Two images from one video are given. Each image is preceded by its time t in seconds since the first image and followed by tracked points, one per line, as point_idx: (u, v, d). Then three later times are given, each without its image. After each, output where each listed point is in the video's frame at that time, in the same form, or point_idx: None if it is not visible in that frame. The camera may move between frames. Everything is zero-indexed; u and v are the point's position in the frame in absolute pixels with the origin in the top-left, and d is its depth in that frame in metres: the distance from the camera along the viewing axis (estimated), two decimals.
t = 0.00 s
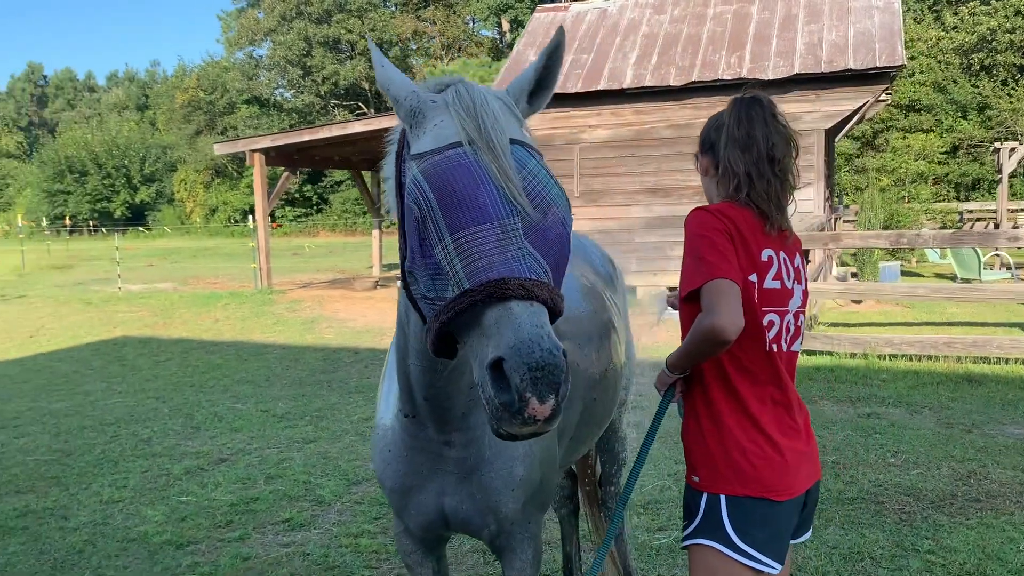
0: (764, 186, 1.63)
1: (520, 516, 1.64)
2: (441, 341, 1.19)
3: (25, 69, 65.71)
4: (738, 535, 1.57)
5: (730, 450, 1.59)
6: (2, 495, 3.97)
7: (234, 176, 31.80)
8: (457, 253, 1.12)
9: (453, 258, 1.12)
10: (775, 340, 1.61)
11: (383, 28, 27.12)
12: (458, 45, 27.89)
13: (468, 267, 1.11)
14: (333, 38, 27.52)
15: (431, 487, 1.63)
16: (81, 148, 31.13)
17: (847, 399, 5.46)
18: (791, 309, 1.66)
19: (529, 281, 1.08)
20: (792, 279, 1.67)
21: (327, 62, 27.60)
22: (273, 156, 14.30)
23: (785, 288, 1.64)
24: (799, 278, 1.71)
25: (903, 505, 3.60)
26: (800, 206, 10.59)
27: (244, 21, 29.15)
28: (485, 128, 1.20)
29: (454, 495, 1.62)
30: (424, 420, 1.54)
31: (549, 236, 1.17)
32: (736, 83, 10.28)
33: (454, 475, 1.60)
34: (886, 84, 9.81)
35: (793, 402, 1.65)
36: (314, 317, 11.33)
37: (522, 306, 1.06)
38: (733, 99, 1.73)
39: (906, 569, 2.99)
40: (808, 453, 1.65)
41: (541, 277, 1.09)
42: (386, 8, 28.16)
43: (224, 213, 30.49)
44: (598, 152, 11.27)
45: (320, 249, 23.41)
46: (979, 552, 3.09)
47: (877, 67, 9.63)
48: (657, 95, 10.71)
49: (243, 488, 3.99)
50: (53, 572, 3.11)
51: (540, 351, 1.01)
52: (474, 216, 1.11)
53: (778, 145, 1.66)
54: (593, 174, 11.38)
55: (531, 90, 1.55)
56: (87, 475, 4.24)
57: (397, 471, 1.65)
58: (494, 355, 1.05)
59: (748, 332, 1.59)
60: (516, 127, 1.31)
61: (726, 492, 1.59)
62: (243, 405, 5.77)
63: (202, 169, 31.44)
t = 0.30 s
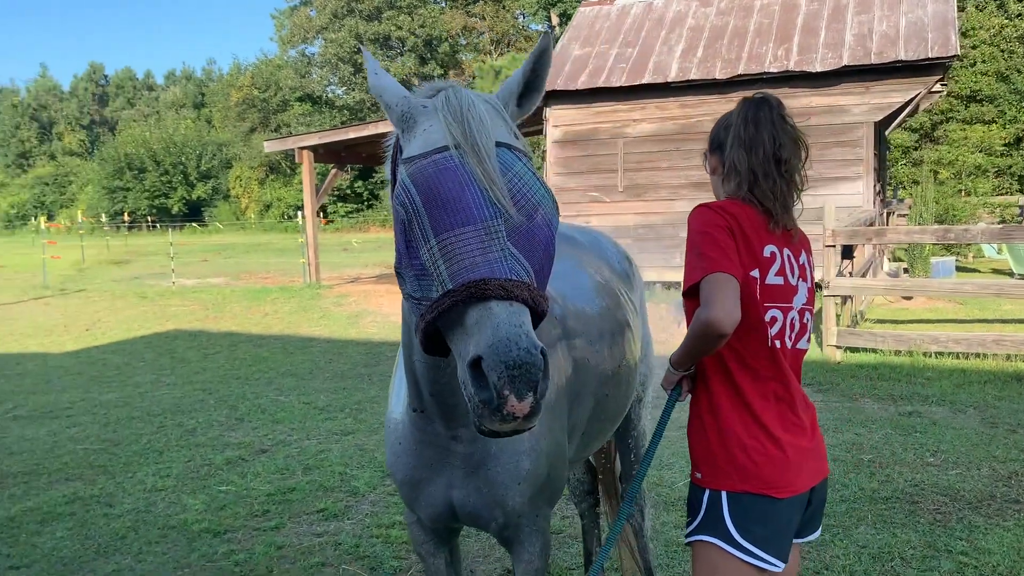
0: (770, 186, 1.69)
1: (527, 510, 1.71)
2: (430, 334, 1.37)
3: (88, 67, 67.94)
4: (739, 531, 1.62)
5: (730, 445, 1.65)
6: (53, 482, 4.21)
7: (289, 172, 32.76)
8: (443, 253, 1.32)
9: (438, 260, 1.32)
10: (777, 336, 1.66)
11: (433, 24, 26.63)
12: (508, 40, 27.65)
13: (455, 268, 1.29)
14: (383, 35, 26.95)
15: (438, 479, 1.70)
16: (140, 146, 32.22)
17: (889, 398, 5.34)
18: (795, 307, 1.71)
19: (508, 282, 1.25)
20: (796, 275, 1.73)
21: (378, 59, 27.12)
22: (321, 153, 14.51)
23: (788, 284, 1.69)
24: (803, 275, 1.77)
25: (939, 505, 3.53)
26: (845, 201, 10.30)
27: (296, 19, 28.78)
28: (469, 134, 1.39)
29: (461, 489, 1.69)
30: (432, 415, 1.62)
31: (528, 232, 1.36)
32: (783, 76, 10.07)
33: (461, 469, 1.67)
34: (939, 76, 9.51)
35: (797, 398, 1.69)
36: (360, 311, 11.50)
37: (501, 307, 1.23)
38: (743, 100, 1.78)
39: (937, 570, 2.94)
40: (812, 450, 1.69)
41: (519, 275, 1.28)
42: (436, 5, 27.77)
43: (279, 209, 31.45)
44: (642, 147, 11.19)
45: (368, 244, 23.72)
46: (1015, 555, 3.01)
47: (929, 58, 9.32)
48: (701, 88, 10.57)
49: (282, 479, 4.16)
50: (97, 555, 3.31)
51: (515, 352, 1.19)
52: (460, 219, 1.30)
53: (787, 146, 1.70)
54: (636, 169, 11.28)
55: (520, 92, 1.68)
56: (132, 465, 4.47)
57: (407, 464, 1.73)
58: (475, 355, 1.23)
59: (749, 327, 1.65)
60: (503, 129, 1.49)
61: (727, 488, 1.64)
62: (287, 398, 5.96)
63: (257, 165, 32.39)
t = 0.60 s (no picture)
0: (775, 176, 1.70)
1: (531, 498, 1.76)
2: (425, 326, 1.42)
3: (119, 69, 69.08)
4: (743, 520, 1.63)
5: (735, 432, 1.66)
6: (82, 475, 4.35)
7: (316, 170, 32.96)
8: (439, 247, 1.36)
9: (433, 252, 1.37)
10: (781, 324, 1.67)
11: (459, 21, 26.53)
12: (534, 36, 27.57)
13: (449, 260, 1.34)
14: (410, 32, 27.01)
15: (444, 468, 1.76)
16: (170, 146, 32.81)
17: (913, 391, 5.27)
18: (799, 295, 1.72)
19: (501, 275, 1.30)
20: (800, 264, 1.74)
21: (405, 56, 27.25)
22: (347, 151, 14.64)
23: (792, 272, 1.70)
24: (807, 264, 1.78)
25: (960, 499, 3.49)
26: (871, 194, 10.19)
27: (323, 18, 29.03)
28: (464, 127, 1.44)
29: (465, 477, 1.75)
30: (436, 404, 1.68)
31: (522, 224, 1.41)
32: (809, 67, 9.94)
33: (466, 458, 1.73)
34: (968, 65, 9.34)
35: (802, 385, 1.70)
36: (386, 306, 11.59)
37: (493, 299, 1.28)
38: (748, 91, 1.78)
39: (956, 564, 2.91)
40: (817, 439, 1.69)
41: (513, 268, 1.32)
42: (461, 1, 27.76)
43: (307, 207, 31.87)
44: (666, 141, 11.12)
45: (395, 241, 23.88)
46: None
47: (957, 48, 9.14)
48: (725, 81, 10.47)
49: (304, 472, 4.25)
50: (123, 546, 3.42)
51: (507, 344, 1.23)
52: (455, 213, 1.35)
53: (791, 136, 1.71)
54: (660, 164, 11.22)
55: (518, 86, 1.72)
56: (158, 458, 4.59)
57: (413, 453, 1.80)
58: (467, 346, 1.27)
59: (752, 316, 1.66)
60: (499, 124, 1.54)
61: (730, 476, 1.65)
62: (311, 392, 6.07)
63: (285, 164, 32.76)
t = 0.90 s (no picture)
0: (780, 174, 1.70)
1: (533, 492, 1.79)
2: (426, 323, 1.45)
3: (134, 69, 69.70)
4: (749, 512, 1.64)
5: (739, 424, 1.67)
6: (94, 470, 4.41)
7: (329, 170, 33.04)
8: (438, 245, 1.38)
9: (433, 249, 1.39)
10: (783, 319, 1.69)
11: (471, 21, 26.50)
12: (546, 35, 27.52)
13: (448, 258, 1.36)
14: (422, 33, 27.04)
15: (448, 462, 1.79)
16: (184, 146, 33.08)
17: (923, 390, 5.25)
18: (802, 288, 1.73)
19: (499, 273, 1.32)
20: (803, 258, 1.74)
21: (417, 56, 27.28)
22: (358, 150, 14.70)
23: (794, 265, 1.71)
24: (812, 257, 1.78)
25: (969, 497, 3.48)
26: (882, 193, 10.13)
27: (335, 19, 29.10)
28: (464, 126, 1.46)
29: (468, 470, 1.77)
30: (440, 399, 1.71)
31: (520, 223, 1.43)
32: (820, 66, 9.89)
33: (469, 452, 1.76)
34: (981, 63, 9.27)
35: (805, 378, 1.70)
36: (396, 305, 11.63)
37: (492, 297, 1.30)
38: (755, 92, 1.79)
39: (964, 562, 2.91)
40: (821, 431, 1.70)
41: (512, 266, 1.34)
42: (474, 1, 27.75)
43: (319, 207, 31.99)
44: (677, 140, 11.10)
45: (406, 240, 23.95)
46: None
47: (971, 46, 9.07)
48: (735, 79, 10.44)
49: (314, 468, 4.29)
50: (134, 540, 3.47)
51: (504, 340, 1.25)
52: (455, 210, 1.37)
53: (796, 137, 1.71)
54: (671, 162, 11.20)
55: (519, 84, 1.74)
56: (169, 453, 4.65)
57: (418, 446, 1.83)
58: (466, 343, 1.29)
59: (755, 309, 1.67)
60: (499, 122, 1.56)
61: (734, 468, 1.66)
62: (321, 390, 6.12)
63: (298, 163, 32.89)
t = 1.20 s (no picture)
0: (790, 178, 1.72)
1: (541, 487, 1.80)
2: (436, 316, 1.47)
3: (146, 69, 70.20)
4: (757, 507, 1.64)
5: (745, 416, 1.68)
6: (106, 466, 4.46)
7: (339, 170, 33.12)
8: (450, 239, 1.40)
9: (444, 243, 1.41)
10: (789, 312, 1.69)
11: (481, 21, 26.56)
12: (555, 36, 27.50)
13: (459, 252, 1.38)
14: (432, 33, 27.08)
15: (456, 456, 1.81)
16: (195, 146, 33.28)
17: (933, 391, 5.23)
18: (807, 281, 1.74)
19: (510, 266, 1.34)
20: (808, 253, 1.75)
21: (427, 57, 27.28)
22: (368, 150, 14.75)
23: (799, 258, 1.71)
24: (817, 253, 1.79)
25: (978, 497, 3.47)
26: (893, 193, 10.08)
27: (346, 19, 29.18)
28: (476, 122, 1.48)
29: (476, 464, 1.80)
30: (449, 393, 1.73)
31: (530, 218, 1.45)
32: (831, 67, 9.85)
33: (477, 445, 1.78)
34: (993, 63, 9.22)
35: (812, 371, 1.70)
36: (406, 304, 11.66)
37: (502, 290, 1.31)
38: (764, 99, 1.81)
39: (973, 561, 2.90)
40: (829, 425, 1.70)
41: (521, 260, 1.36)
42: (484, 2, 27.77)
43: (329, 207, 32.09)
44: (687, 140, 11.08)
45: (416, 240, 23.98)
46: None
47: (982, 47, 9.01)
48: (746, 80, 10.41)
49: (324, 465, 4.33)
50: (145, 535, 3.50)
51: (514, 333, 1.27)
52: (466, 205, 1.39)
53: (803, 142, 1.73)
54: (681, 163, 11.19)
55: (530, 81, 1.76)
56: (180, 450, 4.70)
57: (426, 440, 1.85)
58: (477, 335, 1.30)
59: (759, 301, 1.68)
60: (510, 118, 1.58)
61: (741, 461, 1.67)
62: (331, 387, 6.15)
63: (308, 164, 32.98)
